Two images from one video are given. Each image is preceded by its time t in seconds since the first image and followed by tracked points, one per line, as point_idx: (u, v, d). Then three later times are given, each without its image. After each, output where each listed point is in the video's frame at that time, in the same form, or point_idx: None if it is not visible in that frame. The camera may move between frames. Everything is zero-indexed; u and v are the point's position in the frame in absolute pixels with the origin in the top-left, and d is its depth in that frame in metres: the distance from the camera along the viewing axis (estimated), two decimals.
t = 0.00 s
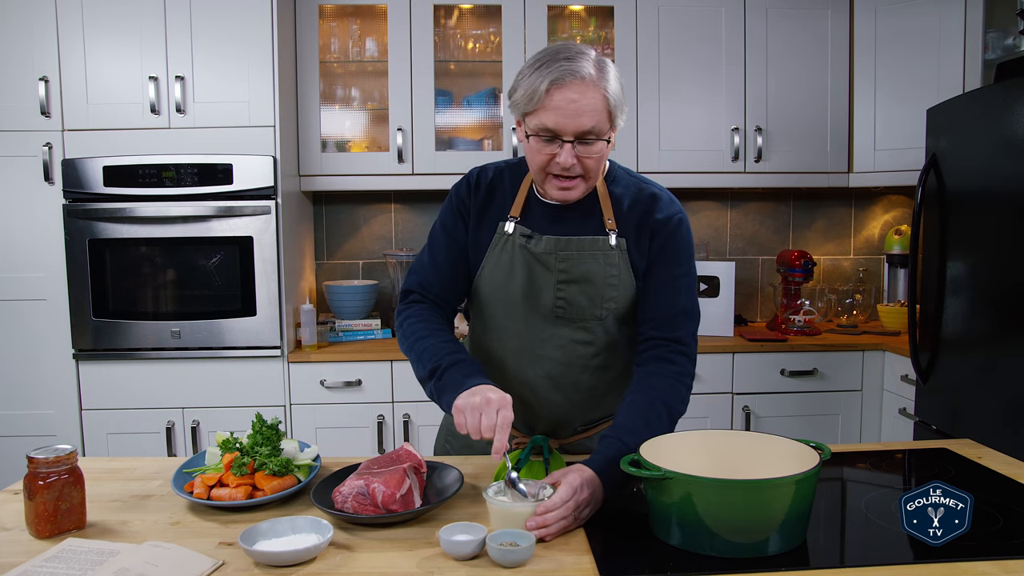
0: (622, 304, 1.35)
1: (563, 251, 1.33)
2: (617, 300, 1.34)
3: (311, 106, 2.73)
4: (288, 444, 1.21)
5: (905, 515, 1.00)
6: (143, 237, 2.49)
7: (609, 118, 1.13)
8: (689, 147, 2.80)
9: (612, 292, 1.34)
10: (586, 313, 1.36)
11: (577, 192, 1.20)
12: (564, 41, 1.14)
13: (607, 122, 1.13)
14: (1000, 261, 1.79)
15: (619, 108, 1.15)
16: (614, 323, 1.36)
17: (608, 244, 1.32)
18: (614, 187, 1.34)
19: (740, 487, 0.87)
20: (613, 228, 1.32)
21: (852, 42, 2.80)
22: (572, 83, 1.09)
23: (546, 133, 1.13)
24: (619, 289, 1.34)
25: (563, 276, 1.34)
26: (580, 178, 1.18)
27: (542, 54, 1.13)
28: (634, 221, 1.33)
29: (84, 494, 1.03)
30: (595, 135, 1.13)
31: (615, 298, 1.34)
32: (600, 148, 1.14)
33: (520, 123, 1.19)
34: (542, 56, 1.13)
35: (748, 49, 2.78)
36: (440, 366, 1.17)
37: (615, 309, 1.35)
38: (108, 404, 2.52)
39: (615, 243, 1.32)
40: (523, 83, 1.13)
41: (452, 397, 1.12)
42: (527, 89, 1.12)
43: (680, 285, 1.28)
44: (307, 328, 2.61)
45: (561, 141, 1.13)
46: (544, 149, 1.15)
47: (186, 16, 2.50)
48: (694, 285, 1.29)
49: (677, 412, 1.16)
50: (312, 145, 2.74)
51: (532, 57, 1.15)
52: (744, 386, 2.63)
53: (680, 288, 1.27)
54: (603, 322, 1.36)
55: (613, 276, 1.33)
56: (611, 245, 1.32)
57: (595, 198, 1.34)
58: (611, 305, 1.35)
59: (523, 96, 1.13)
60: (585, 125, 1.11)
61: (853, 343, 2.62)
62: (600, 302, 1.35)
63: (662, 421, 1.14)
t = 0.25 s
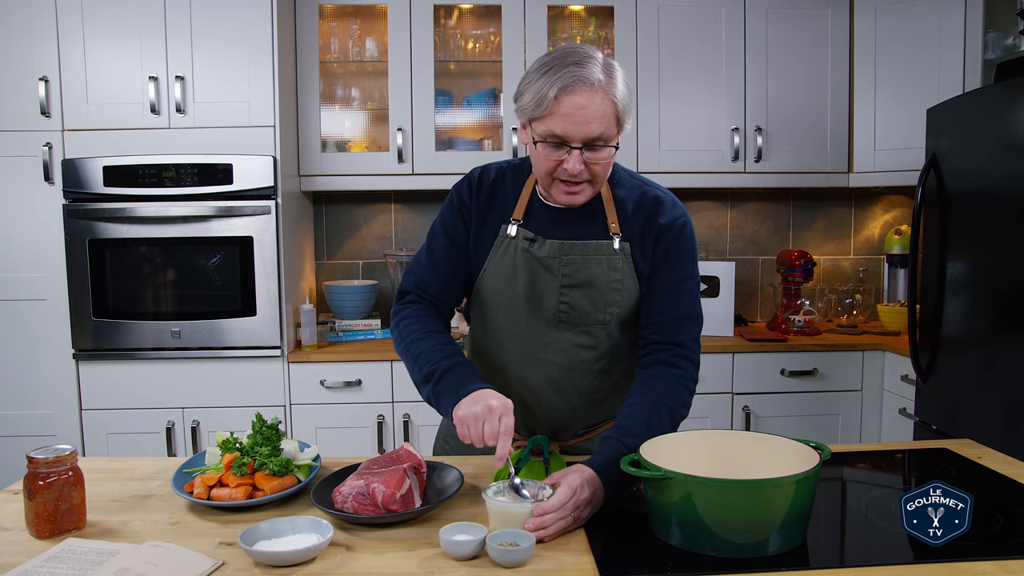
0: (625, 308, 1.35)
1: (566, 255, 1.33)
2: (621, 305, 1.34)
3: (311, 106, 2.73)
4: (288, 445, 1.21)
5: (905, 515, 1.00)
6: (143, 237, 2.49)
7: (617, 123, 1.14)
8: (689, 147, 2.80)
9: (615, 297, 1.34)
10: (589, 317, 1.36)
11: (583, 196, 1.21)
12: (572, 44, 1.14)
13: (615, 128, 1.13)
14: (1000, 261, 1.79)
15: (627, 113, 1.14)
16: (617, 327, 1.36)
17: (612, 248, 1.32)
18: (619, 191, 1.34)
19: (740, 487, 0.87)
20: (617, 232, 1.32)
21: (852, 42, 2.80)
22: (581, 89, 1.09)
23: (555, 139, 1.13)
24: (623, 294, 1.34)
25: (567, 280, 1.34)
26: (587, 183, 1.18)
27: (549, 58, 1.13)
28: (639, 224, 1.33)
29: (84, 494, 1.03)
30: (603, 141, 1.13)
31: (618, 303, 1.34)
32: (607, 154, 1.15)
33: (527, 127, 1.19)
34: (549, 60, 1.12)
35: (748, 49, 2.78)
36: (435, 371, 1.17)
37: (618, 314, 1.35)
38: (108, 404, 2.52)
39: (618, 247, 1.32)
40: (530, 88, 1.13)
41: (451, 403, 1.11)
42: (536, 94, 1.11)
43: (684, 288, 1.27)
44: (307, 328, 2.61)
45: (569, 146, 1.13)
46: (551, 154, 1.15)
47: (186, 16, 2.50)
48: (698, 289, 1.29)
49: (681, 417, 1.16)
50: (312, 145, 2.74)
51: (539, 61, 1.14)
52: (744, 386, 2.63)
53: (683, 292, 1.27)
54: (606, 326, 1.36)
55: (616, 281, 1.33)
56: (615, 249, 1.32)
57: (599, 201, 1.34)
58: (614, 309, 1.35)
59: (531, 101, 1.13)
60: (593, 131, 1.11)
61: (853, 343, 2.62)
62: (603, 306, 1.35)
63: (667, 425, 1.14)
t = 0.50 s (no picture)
0: (625, 309, 1.35)
1: (566, 256, 1.33)
2: (620, 305, 1.34)
3: (311, 106, 2.73)
4: (288, 445, 1.21)
5: (905, 515, 1.00)
6: (143, 237, 2.49)
7: (618, 125, 1.14)
8: (689, 147, 2.80)
9: (615, 297, 1.34)
10: (589, 318, 1.36)
11: (584, 197, 1.21)
12: (573, 45, 1.14)
13: (616, 130, 1.13)
14: (1000, 261, 1.79)
15: (628, 114, 1.15)
16: (617, 327, 1.36)
17: (612, 248, 1.32)
18: (618, 191, 1.34)
19: (740, 486, 0.87)
20: (616, 232, 1.32)
21: (852, 42, 2.80)
22: (583, 91, 1.09)
23: (556, 141, 1.13)
24: (622, 294, 1.34)
25: (566, 281, 1.34)
26: (587, 184, 1.18)
27: (551, 60, 1.13)
28: (638, 224, 1.33)
29: (84, 494, 1.03)
30: (604, 143, 1.13)
31: (618, 303, 1.34)
32: (609, 156, 1.15)
33: (528, 128, 1.18)
34: (551, 62, 1.12)
35: (748, 48, 2.78)
36: (429, 374, 1.17)
37: (618, 314, 1.35)
38: (107, 404, 2.52)
39: (618, 247, 1.32)
40: (532, 89, 1.13)
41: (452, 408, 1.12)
42: (537, 96, 1.11)
43: (683, 287, 1.28)
44: (307, 328, 2.61)
45: (570, 149, 1.13)
46: (552, 156, 1.15)
47: (186, 16, 2.50)
48: (697, 288, 1.29)
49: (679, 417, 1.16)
50: (312, 145, 2.74)
51: (541, 62, 1.14)
52: (744, 386, 2.63)
53: (682, 292, 1.27)
54: (605, 326, 1.36)
55: (616, 281, 1.33)
56: (614, 248, 1.32)
57: (599, 202, 1.34)
58: (614, 309, 1.35)
59: (532, 103, 1.13)
60: (595, 133, 1.11)
61: (854, 343, 2.62)
62: (603, 306, 1.35)
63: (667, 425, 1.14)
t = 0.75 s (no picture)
0: (624, 307, 1.35)
1: (564, 255, 1.33)
2: (619, 303, 1.35)
3: (311, 106, 2.73)
4: (288, 445, 1.21)
5: (905, 515, 1.00)
6: (143, 237, 2.49)
7: (614, 123, 1.14)
8: (689, 147, 2.80)
9: (614, 295, 1.34)
10: (588, 317, 1.36)
11: (580, 196, 1.21)
12: (568, 44, 1.14)
13: (611, 129, 1.13)
14: (1000, 260, 1.79)
15: (624, 113, 1.15)
16: (616, 326, 1.36)
17: (609, 247, 1.32)
18: (614, 190, 1.34)
19: (739, 486, 0.87)
20: (613, 231, 1.32)
21: (852, 42, 2.80)
22: (578, 89, 1.09)
23: (551, 140, 1.13)
24: (621, 292, 1.34)
25: (565, 280, 1.34)
26: (583, 183, 1.18)
27: (546, 58, 1.13)
28: (634, 222, 1.33)
29: (83, 494, 1.03)
30: (599, 142, 1.13)
31: (617, 301, 1.34)
32: (604, 154, 1.15)
33: (524, 127, 1.18)
34: (546, 60, 1.12)
35: (748, 48, 2.78)
36: (430, 381, 1.17)
37: (617, 312, 1.35)
38: (107, 404, 2.52)
39: (615, 246, 1.32)
40: (527, 88, 1.13)
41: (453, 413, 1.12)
42: (533, 94, 1.11)
43: (679, 284, 1.28)
44: (307, 328, 2.61)
45: (566, 147, 1.13)
46: (548, 155, 1.15)
47: (186, 16, 2.50)
48: (693, 285, 1.29)
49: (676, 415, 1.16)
50: (312, 145, 2.74)
51: (536, 60, 1.14)
52: (744, 386, 2.63)
53: (679, 289, 1.27)
54: (604, 325, 1.36)
55: (615, 279, 1.33)
56: (611, 247, 1.32)
57: (595, 201, 1.34)
58: (612, 308, 1.35)
59: (527, 102, 1.13)
60: (590, 132, 1.11)
61: (854, 343, 2.62)
62: (602, 305, 1.35)
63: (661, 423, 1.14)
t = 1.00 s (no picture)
0: (622, 306, 1.35)
1: (563, 255, 1.33)
2: (618, 303, 1.34)
3: (311, 106, 2.73)
4: (288, 445, 1.21)
5: (905, 515, 1.00)
6: (143, 237, 2.49)
7: (609, 123, 1.14)
8: (689, 147, 2.80)
9: (612, 295, 1.34)
10: (587, 317, 1.36)
11: (577, 196, 1.21)
12: (563, 44, 1.14)
13: (607, 128, 1.13)
14: (1000, 260, 1.79)
15: (619, 113, 1.15)
16: (614, 325, 1.36)
17: (607, 246, 1.32)
18: (611, 189, 1.34)
19: (739, 486, 0.87)
20: (611, 230, 1.32)
21: (852, 42, 2.80)
22: (572, 89, 1.09)
23: (547, 139, 1.13)
24: (619, 292, 1.34)
25: (564, 280, 1.34)
26: (580, 183, 1.18)
27: (540, 58, 1.13)
28: (632, 221, 1.33)
29: (83, 494, 1.03)
30: (595, 141, 1.13)
31: (615, 301, 1.34)
32: (600, 153, 1.15)
33: (519, 128, 1.18)
34: (541, 61, 1.12)
35: (748, 48, 2.78)
36: (440, 392, 1.18)
37: (615, 312, 1.35)
38: (107, 404, 2.52)
39: (613, 245, 1.32)
40: (522, 88, 1.13)
41: (465, 420, 1.13)
42: (527, 94, 1.11)
43: (676, 283, 1.28)
44: (307, 328, 2.61)
45: (561, 147, 1.13)
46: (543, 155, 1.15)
47: (186, 16, 2.50)
48: (691, 283, 1.29)
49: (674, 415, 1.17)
50: (312, 145, 2.74)
51: (531, 61, 1.14)
52: (744, 386, 2.63)
53: (676, 287, 1.27)
54: (603, 325, 1.36)
55: (613, 279, 1.33)
56: (609, 245, 1.32)
57: (592, 200, 1.34)
58: (611, 307, 1.35)
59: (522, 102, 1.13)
60: (585, 131, 1.11)
61: (854, 343, 2.62)
62: (601, 304, 1.35)
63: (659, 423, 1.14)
